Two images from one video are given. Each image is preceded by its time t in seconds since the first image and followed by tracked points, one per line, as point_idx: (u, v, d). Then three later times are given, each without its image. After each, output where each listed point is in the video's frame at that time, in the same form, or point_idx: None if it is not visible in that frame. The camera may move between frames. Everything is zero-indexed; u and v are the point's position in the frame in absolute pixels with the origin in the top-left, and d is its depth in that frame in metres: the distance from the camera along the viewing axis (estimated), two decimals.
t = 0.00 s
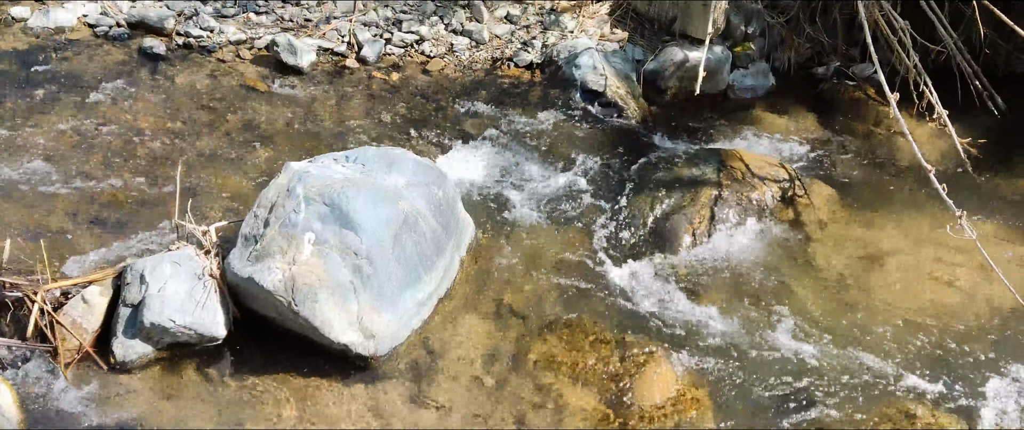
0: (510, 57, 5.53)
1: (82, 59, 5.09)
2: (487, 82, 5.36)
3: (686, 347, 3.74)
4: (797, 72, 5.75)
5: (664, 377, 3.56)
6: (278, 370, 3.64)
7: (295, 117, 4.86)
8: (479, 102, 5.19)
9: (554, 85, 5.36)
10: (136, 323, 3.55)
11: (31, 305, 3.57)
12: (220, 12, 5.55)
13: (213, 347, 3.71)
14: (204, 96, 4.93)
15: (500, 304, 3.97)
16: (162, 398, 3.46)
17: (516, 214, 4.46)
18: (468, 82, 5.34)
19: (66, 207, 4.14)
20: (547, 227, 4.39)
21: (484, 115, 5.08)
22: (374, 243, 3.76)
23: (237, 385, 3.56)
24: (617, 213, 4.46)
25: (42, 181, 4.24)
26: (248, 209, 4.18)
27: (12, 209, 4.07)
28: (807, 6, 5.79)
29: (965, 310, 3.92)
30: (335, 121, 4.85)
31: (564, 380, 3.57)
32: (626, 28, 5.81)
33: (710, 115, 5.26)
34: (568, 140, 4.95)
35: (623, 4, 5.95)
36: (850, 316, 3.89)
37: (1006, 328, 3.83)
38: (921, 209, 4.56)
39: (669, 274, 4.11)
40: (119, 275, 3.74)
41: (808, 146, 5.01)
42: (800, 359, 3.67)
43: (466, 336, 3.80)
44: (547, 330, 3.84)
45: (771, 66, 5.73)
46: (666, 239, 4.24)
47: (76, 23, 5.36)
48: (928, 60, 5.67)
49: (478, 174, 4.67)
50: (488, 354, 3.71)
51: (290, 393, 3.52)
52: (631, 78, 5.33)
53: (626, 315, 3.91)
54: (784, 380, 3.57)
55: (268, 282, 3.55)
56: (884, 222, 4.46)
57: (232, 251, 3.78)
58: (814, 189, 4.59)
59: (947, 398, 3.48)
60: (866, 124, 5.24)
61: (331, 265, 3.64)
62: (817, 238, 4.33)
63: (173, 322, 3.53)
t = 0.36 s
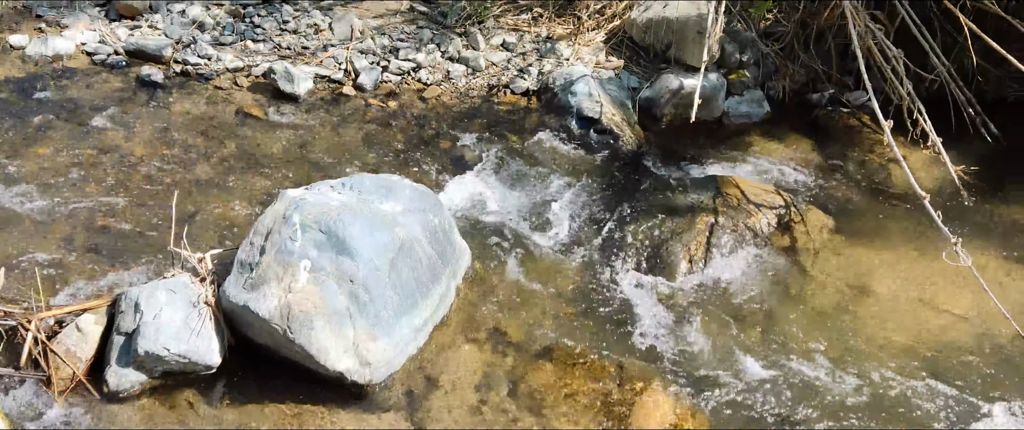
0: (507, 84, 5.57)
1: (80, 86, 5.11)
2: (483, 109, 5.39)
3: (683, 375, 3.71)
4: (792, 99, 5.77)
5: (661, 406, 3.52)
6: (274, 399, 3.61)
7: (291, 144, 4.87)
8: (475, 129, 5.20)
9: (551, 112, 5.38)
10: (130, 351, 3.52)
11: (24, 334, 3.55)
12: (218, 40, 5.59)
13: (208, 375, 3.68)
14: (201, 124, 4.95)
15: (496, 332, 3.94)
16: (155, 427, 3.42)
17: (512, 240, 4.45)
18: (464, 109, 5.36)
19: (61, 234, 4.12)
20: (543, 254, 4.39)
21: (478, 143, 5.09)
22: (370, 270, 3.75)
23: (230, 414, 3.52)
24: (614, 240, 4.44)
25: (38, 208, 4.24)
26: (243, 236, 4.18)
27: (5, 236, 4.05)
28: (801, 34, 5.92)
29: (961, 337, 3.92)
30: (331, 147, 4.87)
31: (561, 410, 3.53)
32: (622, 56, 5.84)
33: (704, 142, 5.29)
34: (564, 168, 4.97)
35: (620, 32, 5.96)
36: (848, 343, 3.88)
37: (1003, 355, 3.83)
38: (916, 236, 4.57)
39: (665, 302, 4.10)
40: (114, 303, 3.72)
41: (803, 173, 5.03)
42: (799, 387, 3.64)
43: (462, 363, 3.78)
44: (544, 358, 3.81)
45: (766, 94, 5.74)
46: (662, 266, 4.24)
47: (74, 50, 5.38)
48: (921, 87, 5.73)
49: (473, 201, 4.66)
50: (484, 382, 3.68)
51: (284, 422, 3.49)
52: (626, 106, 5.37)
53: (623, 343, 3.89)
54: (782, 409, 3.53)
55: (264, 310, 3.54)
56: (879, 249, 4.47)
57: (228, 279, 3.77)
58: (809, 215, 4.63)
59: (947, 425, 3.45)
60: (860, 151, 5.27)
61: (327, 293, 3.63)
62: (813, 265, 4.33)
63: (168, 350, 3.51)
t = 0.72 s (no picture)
0: (505, 108, 5.60)
1: (80, 110, 5.13)
2: (481, 133, 5.40)
3: (683, 400, 3.67)
4: (789, 123, 5.80)
5: None
6: (270, 425, 3.58)
7: (289, 167, 4.88)
8: (473, 153, 5.22)
9: (548, 136, 5.40)
10: (126, 376, 3.50)
11: (20, 358, 3.56)
12: (218, 64, 5.63)
13: (204, 400, 3.65)
14: (200, 147, 4.96)
15: (495, 356, 3.91)
16: None
17: (506, 265, 4.43)
18: (462, 133, 5.38)
19: (58, 258, 4.12)
20: (539, 278, 4.36)
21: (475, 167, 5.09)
22: (368, 294, 3.74)
23: None
24: (612, 263, 4.43)
25: (36, 233, 4.24)
26: (241, 261, 4.17)
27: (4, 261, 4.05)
28: (796, 59, 5.95)
29: (961, 362, 3.89)
30: (329, 171, 4.88)
31: None
32: (619, 80, 5.87)
33: (702, 165, 5.30)
34: (561, 191, 4.97)
35: (617, 56, 5.99)
36: (848, 367, 3.85)
37: (1003, 380, 3.80)
38: (915, 261, 4.56)
39: (662, 325, 4.08)
40: (110, 327, 3.70)
41: (800, 197, 5.04)
42: (800, 412, 3.60)
43: (459, 388, 3.74)
44: (542, 382, 3.77)
45: (763, 117, 5.79)
46: (661, 290, 4.22)
47: (75, 75, 5.41)
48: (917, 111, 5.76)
49: (467, 227, 4.65)
50: (481, 407, 3.64)
51: None
52: (624, 129, 5.40)
53: (622, 366, 3.85)
54: None
55: (262, 333, 3.54)
56: (878, 273, 4.46)
57: (226, 303, 3.77)
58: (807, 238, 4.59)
59: None
60: (858, 174, 5.28)
61: (324, 317, 3.62)
62: (812, 289, 4.31)
63: (164, 375, 3.49)
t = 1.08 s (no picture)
0: (505, 126, 5.62)
1: (81, 129, 5.15)
2: (481, 151, 5.42)
3: (683, 421, 3.64)
4: (789, 141, 5.84)
5: None
6: None
7: (289, 186, 4.89)
8: (473, 171, 5.23)
9: (548, 154, 5.42)
10: (125, 395, 3.50)
11: (19, 378, 3.52)
12: (219, 83, 5.66)
13: (204, 420, 3.63)
14: (200, 166, 4.97)
15: (494, 376, 3.88)
16: None
17: (505, 285, 4.41)
18: (463, 152, 5.40)
19: (57, 278, 4.12)
20: (538, 296, 4.34)
21: (476, 185, 5.11)
22: (367, 313, 3.73)
23: None
24: (612, 281, 4.42)
25: (37, 251, 4.24)
26: (242, 280, 4.16)
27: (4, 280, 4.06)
28: (796, 78, 5.96)
29: (964, 382, 3.86)
30: (328, 190, 4.89)
31: None
32: (619, 99, 5.89)
33: (702, 184, 5.31)
34: (561, 209, 4.97)
35: (617, 75, 6.00)
36: (849, 387, 3.82)
37: (1007, 400, 3.77)
38: (915, 280, 4.55)
39: (662, 345, 4.06)
40: (110, 347, 3.70)
41: (801, 215, 5.04)
42: None
43: (458, 408, 3.71)
44: (541, 403, 3.73)
45: (762, 136, 5.81)
46: (659, 310, 4.20)
47: (76, 94, 5.44)
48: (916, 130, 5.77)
49: (465, 247, 4.64)
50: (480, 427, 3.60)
51: None
52: (624, 148, 5.41)
53: (622, 387, 3.81)
54: None
55: (262, 353, 3.54)
56: (879, 292, 4.45)
57: (226, 322, 3.77)
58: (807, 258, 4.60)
59: None
60: (857, 193, 5.28)
61: (324, 336, 3.62)
62: (814, 309, 4.29)
63: (163, 395, 3.49)
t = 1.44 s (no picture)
0: (509, 139, 5.64)
1: (87, 141, 5.17)
2: (485, 163, 5.43)
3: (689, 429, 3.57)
4: (793, 153, 5.85)
5: None
6: None
7: (293, 198, 4.89)
8: (477, 183, 5.23)
9: (552, 167, 5.42)
10: (129, 407, 3.47)
11: (24, 389, 3.54)
12: (225, 95, 5.68)
13: None
14: (205, 178, 4.99)
15: (498, 389, 3.84)
16: None
17: (510, 296, 4.40)
18: (467, 163, 5.40)
19: (61, 289, 4.12)
20: (542, 308, 4.34)
21: (480, 197, 5.10)
22: (371, 325, 3.72)
23: None
24: (617, 294, 4.41)
25: (41, 263, 4.25)
26: (246, 291, 4.17)
27: (9, 292, 4.06)
28: (801, 91, 5.98)
29: (972, 395, 3.82)
30: (333, 201, 4.89)
31: None
32: (623, 111, 5.90)
33: (707, 196, 5.31)
34: (566, 221, 4.97)
35: (621, 87, 6.01)
36: (858, 397, 3.77)
37: (1017, 412, 3.72)
38: (921, 294, 4.52)
39: (668, 355, 4.02)
40: (115, 358, 3.69)
41: (805, 227, 5.03)
42: None
43: (462, 419, 3.67)
44: (545, 414, 3.67)
45: (767, 148, 5.82)
46: (665, 320, 4.16)
47: (83, 106, 5.46)
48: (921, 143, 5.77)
49: (469, 258, 4.62)
50: None
51: None
52: (628, 160, 5.40)
53: (627, 397, 3.76)
54: None
55: (266, 365, 3.53)
56: (884, 306, 4.42)
57: (230, 334, 3.77)
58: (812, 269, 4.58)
59: None
60: (862, 206, 5.27)
61: (327, 348, 3.61)
62: (819, 321, 4.27)
63: (167, 406, 3.46)
